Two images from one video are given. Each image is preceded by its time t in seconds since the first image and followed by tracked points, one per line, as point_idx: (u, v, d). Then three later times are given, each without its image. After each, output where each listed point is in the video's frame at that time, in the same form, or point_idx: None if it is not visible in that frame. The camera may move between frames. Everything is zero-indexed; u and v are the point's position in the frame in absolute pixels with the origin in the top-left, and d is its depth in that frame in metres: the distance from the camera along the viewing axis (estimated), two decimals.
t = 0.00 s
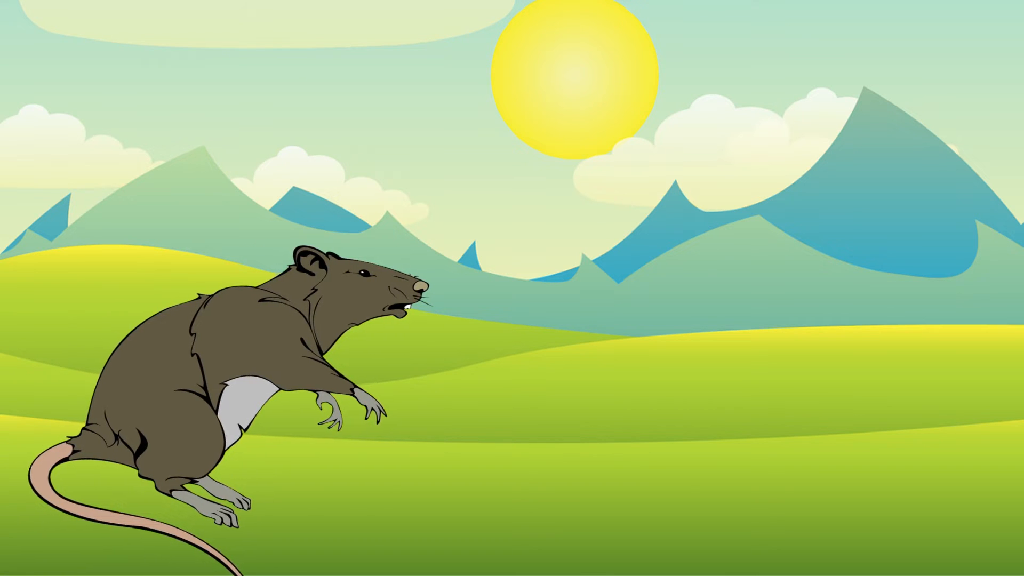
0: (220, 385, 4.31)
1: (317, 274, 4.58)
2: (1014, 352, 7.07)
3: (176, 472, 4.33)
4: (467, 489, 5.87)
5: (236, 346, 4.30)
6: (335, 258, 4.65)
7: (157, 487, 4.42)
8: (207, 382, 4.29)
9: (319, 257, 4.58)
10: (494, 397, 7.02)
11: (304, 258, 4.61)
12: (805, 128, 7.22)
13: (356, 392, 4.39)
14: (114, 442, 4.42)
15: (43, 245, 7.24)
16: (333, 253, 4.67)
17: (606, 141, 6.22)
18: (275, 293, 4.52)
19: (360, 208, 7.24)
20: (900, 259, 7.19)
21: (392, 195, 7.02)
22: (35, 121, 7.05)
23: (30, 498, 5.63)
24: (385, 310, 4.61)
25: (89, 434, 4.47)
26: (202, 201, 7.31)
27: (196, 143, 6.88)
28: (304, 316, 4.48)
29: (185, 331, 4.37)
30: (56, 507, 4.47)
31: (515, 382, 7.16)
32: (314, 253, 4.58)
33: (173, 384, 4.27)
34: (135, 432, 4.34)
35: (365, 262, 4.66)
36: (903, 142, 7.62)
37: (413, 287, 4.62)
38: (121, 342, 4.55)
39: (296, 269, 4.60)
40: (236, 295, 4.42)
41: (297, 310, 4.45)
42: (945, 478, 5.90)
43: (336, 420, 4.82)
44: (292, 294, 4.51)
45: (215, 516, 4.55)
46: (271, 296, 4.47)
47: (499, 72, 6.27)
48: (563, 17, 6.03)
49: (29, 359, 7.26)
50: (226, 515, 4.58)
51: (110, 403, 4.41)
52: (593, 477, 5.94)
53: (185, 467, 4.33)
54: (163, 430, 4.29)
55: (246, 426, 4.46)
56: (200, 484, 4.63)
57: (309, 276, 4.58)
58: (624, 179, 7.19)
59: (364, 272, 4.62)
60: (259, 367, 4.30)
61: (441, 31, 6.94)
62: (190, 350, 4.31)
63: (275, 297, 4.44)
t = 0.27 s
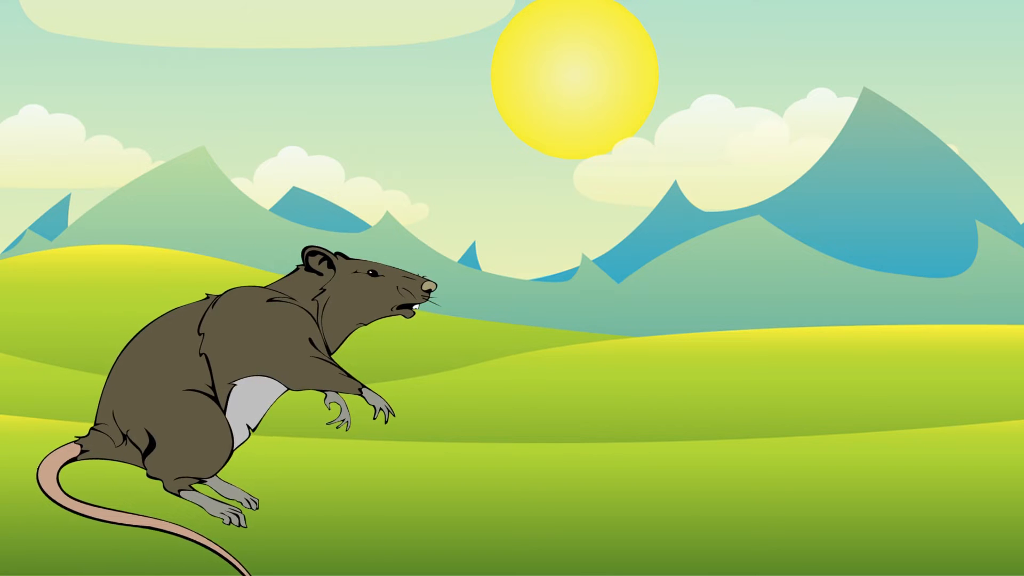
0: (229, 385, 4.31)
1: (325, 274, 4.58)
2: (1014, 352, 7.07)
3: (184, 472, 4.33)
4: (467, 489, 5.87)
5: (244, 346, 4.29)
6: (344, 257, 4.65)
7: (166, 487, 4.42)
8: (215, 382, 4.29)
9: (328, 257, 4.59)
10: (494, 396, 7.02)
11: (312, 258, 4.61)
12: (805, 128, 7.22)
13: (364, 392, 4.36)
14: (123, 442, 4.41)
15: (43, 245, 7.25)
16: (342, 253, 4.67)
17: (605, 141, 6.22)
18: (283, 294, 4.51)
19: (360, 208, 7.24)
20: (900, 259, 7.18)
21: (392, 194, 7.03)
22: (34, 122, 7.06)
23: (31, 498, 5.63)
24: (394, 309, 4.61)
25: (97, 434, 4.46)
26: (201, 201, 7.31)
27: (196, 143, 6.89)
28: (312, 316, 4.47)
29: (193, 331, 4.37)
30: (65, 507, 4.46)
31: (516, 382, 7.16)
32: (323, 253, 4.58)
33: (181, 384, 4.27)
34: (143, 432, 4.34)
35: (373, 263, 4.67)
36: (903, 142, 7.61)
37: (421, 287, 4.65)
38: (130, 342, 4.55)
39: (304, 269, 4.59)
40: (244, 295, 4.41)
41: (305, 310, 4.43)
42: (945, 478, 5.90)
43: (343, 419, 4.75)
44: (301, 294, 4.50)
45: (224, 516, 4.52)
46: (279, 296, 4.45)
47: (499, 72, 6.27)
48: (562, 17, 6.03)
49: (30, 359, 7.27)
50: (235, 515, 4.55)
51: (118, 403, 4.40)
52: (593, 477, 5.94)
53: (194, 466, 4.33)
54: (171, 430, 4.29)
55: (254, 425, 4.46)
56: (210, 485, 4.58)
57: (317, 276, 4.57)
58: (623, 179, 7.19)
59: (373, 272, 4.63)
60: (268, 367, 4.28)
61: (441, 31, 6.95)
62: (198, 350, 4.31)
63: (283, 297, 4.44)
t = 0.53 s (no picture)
0: (237, 385, 4.30)
1: (333, 274, 4.57)
2: (1014, 352, 7.08)
3: (192, 472, 4.33)
4: (467, 489, 5.86)
5: (252, 346, 4.28)
6: (351, 258, 4.65)
7: (173, 487, 4.41)
8: (223, 382, 4.28)
9: (336, 257, 4.58)
10: (494, 396, 7.02)
11: (320, 258, 4.60)
12: (805, 128, 7.21)
13: (372, 392, 4.31)
14: (130, 442, 4.41)
15: (43, 245, 7.24)
16: (349, 253, 4.67)
17: (605, 141, 6.22)
18: (291, 293, 4.51)
19: (360, 208, 7.24)
20: (900, 260, 7.18)
21: (392, 194, 7.03)
22: (35, 122, 7.04)
23: (31, 498, 5.63)
24: (401, 309, 4.62)
25: (105, 434, 4.46)
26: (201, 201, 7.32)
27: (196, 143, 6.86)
28: (320, 316, 4.46)
29: (201, 331, 4.36)
30: (72, 507, 4.45)
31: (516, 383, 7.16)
32: (331, 253, 4.58)
33: (190, 384, 4.27)
34: (151, 432, 4.34)
35: (381, 263, 4.67)
36: (903, 143, 7.62)
37: (429, 288, 4.66)
38: (137, 343, 4.54)
39: (312, 269, 4.58)
40: (253, 295, 4.40)
41: (313, 310, 4.43)
42: (945, 478, 5.90)
43: (352, 420, 4.81)
44: (308, 294, 4.50)
45: (232, 516, 4.52)
46: (287, 296, 4.45)
47: (499, 72, 6.27)
48: (562, 16, 6.03)
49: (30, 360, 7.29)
50: (243, 515, 4.55)
51: (126, 403, 4.40)
52: (593, 477, 5.95)
53: (201, 467, 4.32)
54: (179, 430, 4.29)
55: (262, 426, 4.45)
56: (217, 484, 4.61)
57: (325, 276, 4.56)
58: (623, 180, 7.19)
59: (380, 272, 4.63)
60: (275, 367, 4.26)
61: (441, 31, 6.95)
62: (206, 350, 4.30)
63: (291, 297, 4.43)
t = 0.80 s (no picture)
0: (245, 385, 4.32)
1: (342, 274, 4.58)
2: (1015, 352, 7.06)
3: (201, 472, 4.34)
4: (467, 489, 5.86)
5: (261, 346, 4.31)
6: (360, 257, 4.64)
7: (182, 487, 4.42)
8: (232, 382, 4.30)
9: (344, 257, 4.58)
10: (494, 396, 7.02)
11: (329, 258, 4.61)
12: (805, 128, 7.21)
13: (381, 392, 4.39)
14: (139, 442, 4.41)
15: (43, 245, 7.25)
16: (358, 253, 4.66)
17: (606, 141, 6.22)
18: (300, 293, 4.53)
19: (360, 208, 7.26)
20: (899, 260, 7.19)
21: (392, 194, 7.02)
22: (34, 122, 7.06)
23: (31, 498, 5.63)
24: (410, 309, 4.61)
25: (113, 434, 4.47)
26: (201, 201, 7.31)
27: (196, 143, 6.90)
28: (329, 316, 4.48)
29: (210, 331, 4.38)
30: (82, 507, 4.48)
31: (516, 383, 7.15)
32: (339, 253, 4.58)
33: (198, 384, 4.27)
34: (160, 432, 4.34)
35: (389, 263, 4.66)
36: (903, 142, 7.61)
37: (437, 287, 4.64)
38: (146, 343, 4.56)
39: (321, 269, 4.59)
40: (260, 295, 4.42)
41: (322, 310, 4.45)
42: (944, 478, 5.90)
43: (360, 419, 4.91)
44: (317, 294, 4.51)
45: (240, 516, 4.56)
46: (295, 296, 4.47)
47: (499, 72, 6.27)
48: (562, 16, 6.04)
49: (31, 360, 7.29)
50: (251, 515, 4.59)
51: (135, 403, 4.41)
52: (593, 477, 5.94)
53: (210, 467, 4.33)
54: (188, 430, 4.29)
55: (271, 426, 4.48)
56: (226, 484, 4.64)
57: (334, 276, 4.58)
58: (623, 180, 7.20)
59: (389, 272, 4.63)
60: (285, 368, 4.30)
61: (441, 31, 6.95)
62: (215, 350, 4.32)
63: (299, 298, 4.44)
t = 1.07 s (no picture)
0: (253, 385, 4.33)
1: (349, 274, 4.58)
2: (1015, 352, 7.04)
3: (209, 472, 4.36)
4: (467, 489, 5.87)
5: (269, 346, 4.30)
6: (368, 257, 4.64)
7: (191, 487, 4.44)
8: (240, 382, 4.31)
9: (352, 257, 4.59)
10: (493, 396, 7.03)
11: (337, 258, 4.61)
12: (805, 128, 7.22)
13: (389, 393, 4.34)
14: (147, 442, 4.43)
15: (43, 245, 7.27)
16: (366, 253, 4.67)
17: (605, 141, 6.22)
18: (308, 293, 4.53)
19: (360, 208, 7.29)
20: (899, 260, 7.19)
21: (392, 195, 7.03)
22: (34, 122, 7.08)
23: (31, 498, 5.63)
24: (418, 309, 4.61)
25: (121, 434, 4.49)
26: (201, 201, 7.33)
27: (196, 143, 6.91)
28: (336, 315, 4.48)
29: (218, 331, 4.40)
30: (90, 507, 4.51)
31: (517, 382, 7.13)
32: (347, 253, 4.59)
33: (206, 384, 4.29)
34: (168, 432, 4.37)
35: (398, 263, 4.66)
36: (903, 142, 7.58)
37: (446, 288, 4.63)
38: (154, 344, 4.57)
39: (329, 269, 4.60)
40: (269, 295, 4.43)
41: (330, 310, 4.44)
42: (942, 478, 5.90)
43: (367, 421, 4.78)
44: (325, 294, 4.51)
45: (248, 516, 4.55)
46: (303, 296, 4.46)
47: (499, 72, 6.27)
48: (562, 16, 6.03)
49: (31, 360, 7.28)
50: (259, 515, 4.58)
51: (143, 403, 4.43)
52: (594, 477, 5.93)
53: (218, 466, 4.35)
54: (196, 430, 4.32)
55: (278, 426, 4.47)
56: (234, 484, 4.63)
57: (342, 276, 4.58)
58: (623, 180, 7.19)
59: (397, 272, 4.62)
60: (292, 367, 4.28)
61: (441, 31, 6.94)
62: (223, 350, 4.33)
63: (307, 297, 4.44)
